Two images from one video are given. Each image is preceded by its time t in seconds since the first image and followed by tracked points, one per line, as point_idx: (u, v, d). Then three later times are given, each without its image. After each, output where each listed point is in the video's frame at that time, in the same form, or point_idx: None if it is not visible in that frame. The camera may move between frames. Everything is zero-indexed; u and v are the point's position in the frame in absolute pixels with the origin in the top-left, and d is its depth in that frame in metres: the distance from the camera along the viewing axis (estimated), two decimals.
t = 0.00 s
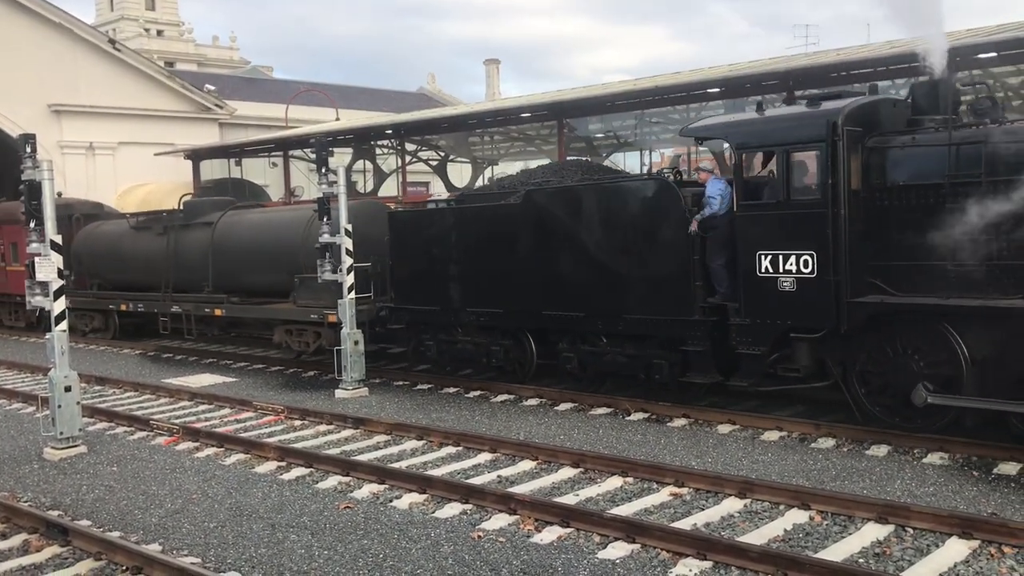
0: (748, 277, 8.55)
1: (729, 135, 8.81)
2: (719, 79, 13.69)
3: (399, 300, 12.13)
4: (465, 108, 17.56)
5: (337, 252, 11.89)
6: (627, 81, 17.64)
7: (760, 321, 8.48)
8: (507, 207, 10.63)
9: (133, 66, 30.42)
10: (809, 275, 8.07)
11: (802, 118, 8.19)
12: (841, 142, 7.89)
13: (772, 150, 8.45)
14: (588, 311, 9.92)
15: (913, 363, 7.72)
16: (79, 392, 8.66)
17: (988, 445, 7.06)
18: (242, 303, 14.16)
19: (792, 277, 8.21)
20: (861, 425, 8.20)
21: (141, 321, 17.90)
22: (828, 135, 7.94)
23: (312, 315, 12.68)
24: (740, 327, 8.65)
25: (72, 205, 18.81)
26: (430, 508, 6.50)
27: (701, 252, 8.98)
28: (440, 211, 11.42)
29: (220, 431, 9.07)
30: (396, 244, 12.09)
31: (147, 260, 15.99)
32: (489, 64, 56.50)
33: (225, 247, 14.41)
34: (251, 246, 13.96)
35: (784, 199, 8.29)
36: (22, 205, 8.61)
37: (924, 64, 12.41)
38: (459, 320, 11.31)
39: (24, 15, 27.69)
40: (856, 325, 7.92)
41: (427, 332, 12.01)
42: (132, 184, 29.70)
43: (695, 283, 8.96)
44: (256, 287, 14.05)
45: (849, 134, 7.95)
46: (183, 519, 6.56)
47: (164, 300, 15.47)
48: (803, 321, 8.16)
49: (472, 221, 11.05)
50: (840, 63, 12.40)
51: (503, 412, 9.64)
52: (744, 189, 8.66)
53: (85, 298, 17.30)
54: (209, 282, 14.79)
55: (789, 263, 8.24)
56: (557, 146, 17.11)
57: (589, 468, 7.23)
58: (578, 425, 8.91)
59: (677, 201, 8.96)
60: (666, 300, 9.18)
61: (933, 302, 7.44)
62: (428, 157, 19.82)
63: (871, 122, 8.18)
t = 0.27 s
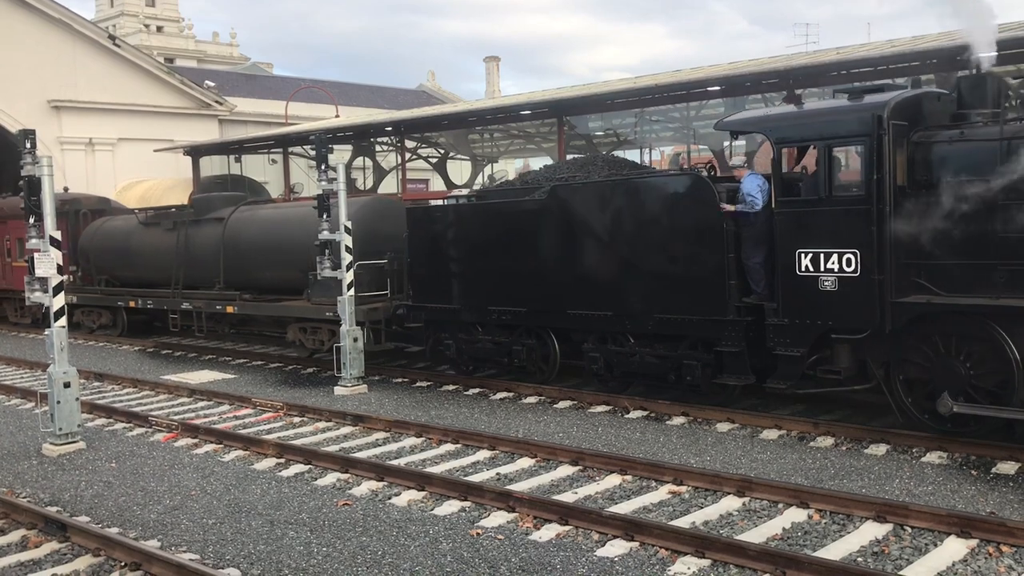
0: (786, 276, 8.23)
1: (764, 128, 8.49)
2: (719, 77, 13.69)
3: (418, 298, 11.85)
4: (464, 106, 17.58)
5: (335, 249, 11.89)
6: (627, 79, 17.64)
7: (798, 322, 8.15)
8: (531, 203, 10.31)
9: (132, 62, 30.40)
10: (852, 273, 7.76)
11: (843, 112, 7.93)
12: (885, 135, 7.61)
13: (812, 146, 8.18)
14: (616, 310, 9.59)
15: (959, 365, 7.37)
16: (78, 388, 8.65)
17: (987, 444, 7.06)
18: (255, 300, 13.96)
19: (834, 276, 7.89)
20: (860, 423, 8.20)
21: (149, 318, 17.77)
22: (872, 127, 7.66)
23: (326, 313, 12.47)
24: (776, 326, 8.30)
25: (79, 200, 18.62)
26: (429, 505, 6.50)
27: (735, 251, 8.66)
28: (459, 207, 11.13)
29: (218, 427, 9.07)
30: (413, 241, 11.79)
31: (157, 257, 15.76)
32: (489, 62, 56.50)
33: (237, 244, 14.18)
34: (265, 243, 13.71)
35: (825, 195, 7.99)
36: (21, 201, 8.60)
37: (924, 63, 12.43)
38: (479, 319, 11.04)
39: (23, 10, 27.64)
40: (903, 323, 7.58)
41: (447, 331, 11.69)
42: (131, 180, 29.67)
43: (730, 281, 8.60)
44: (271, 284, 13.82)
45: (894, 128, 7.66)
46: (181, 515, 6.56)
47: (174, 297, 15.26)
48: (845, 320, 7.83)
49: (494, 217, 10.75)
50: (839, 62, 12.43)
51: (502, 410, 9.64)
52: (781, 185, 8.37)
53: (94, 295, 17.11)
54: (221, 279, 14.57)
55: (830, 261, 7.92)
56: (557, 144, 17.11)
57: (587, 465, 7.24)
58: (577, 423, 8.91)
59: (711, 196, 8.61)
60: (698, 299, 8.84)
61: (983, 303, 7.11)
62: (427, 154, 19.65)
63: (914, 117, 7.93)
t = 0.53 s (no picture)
0: (828, 275, 7.90)
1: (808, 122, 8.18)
2: (719, 75, 13.68)
3: (439, 297, 11.61)
4: (464, 103, 17.58)
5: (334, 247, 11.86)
6: (627, 77, 17.63)
7: (839, 323, 7.82)
8: (558, 199, 10.02)
9: (132, 59, 30.35)
10: (899, 272, 7.40)
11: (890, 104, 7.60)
12: (935, 128, 7.25)
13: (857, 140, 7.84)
14: (645, 310, 9.32)
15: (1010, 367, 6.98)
16: (77, 385, 8.64)
17: (985, 443, 7.07)
18: (268, 297, 13.69)
19: (879, 275, 7.54)
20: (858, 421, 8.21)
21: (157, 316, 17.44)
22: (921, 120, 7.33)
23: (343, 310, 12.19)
24: (816, 327, 7.99)
25: (86, 196, 18.24)
26: (428, 502, 6.50)
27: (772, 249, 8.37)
28: (483, 204, 10.85)
29: (217, 425, 9.07)
30: (434, 238, 11.53)
31: (169, 254, 15.46)
32: (488, 59, 56.46)
33: (251, 240, 13.94)
34: (280, 238, 13.47)
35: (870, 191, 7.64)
36: (20, 197, 8.58)
37: (923, 61, 12.44)
38: (503, 318, 10.80)
39: (22, 6, 27.58)
40: (951, 325, 7.18)
41: (468, 331, 11.44)
42: (131, 177, 29.65)
43: (766, 279, 8.31)
44: (285, 280, 13.56)
45: (944, 121, 7.29)
46: (180, 512, 6.56)
47: (184, 294, 14.84)
48: (890, 321, 7.48)
49: (519, 214, 10.47)
50: (839, 60, 12.42)
51: (501, 408, 9.64)
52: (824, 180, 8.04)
53: (101, 292, 16.75)
54: (233, 276, 14.30)
55: (876, 259, 7.57)
56: (557, 142, 17.10)
57: (586, 463, 7.24)
58: (576, 421, 8.91)
59: (748, 193, 8.32)
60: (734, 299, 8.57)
61: None
62: (427, 152, 19.73)
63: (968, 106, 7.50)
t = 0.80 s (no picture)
0: (872, 274, 7.62)
1: (846, 115, 7.87)
2: (718, 73, 13.66)
3: (461, 296, 11.46)
4: (462, 102, 17.57)
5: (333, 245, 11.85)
6: (625, 76, 17.63)
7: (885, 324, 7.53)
8: (587, 197, 9.83)
9: (131, 58, 30.34)
10: (948, 270, 7.10)
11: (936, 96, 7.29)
12: (986, 121, 6.93)
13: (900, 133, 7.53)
14: (680, 310, 9.14)
15: None
16: (76, 384, 8.64)
17: (984, 441, 7.07)
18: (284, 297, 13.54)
19: (928, 274, 7.23)
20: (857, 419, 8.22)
21: (165, 316, 17.34)
22: (973, 112, 7.00)
23: (360, 311, 12.04)
24: (858, 327, 7.73)
25: (93, 195, 18.16)
26: (427, 501, 6.50)
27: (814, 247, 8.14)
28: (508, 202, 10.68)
29: (217, 424, 9.07)
30: (456, 236, 11.37)
31: (178, 253, 15.29)
32: (488, 58, 56.42)
33: (263, 240, 13.79)
34: (294, 238, 13.33)
35: (917, 186, 7.32)
36: (19, 197, 8.57)
37: (922, 59, 12.43)
38: (529, 318, 10.62)
39: (21, 6, 27.55)
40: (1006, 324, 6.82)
41: (490, 330, 11.28)
42: (130, 176, 29.63)
43: (808, 277, 8.09)
44: (301, 279, 13.43)
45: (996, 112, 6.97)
46: (180, 512, 6.56)
47: (196, 294, 14.76)
48: (939, 320, 7.18)
49: (546, 212, 10.28)
50: (838, 58, 12.41)
51: (500, 406, 9.63)
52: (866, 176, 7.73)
53: (110, 293, 16.62)
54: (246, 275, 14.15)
55: (923, 257, 7.26)
56: (555, 140, 17.08)
57: (586, 462, 7.24)
58: (576, 419, 8.91)
59: (786, 191, 8.14)
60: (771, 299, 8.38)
61: None
62: (426, 151, 19.68)
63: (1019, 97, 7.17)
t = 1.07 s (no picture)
0: (921, 273, 7.39)
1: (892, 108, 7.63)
2: (717, 71, 13.65)
3: (483, 296, 11.23)
4: (461, 101, 17.57)
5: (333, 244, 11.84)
6: (625, 74, 17.63)
7: (934, 324, 7.31)
8: (616, 193, 9.55)
9: (130, 58, 30.32)
10: (1002, 268, 6.87)
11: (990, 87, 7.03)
12: None
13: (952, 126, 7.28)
14: (712, 310, 8.88)
15: None
16: (76, 384, 8.63)
17: (984, 438, 7.08)
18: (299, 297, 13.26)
19: (980, 272, 7.01)
20: (858, 417, 8.21)
21: (176, 317, 17.08)
22: None
23: (378, 312, 11.74)
24: (905, 327, 7.51)
25: (101, 194, 17.91)
26: (428, 501, 6.50)
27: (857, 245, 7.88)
28: (533, 199, 10.42)
29: (217, 424, 9.07)
30: (478, 234, 11.12)
31: (189, 253, 15.02)
32: (487, 57, 56.38)
33: (277, 238, 13.51)
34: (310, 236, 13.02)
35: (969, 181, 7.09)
36: (18, 197, 8.56)
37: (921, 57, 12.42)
38: (553, 318, 10.39)
39: (19, 6, 27.53)
40: None
41: (514, 331, 11.10)
42: (130, 176, 29.60)
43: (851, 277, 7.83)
44: (317, 279, 13.13)
45: None
46: (181, 512, 6.56)
47: (207, 295, 14.49)
48: (992, 321, 6.96)
49: (572, 209, 10.02)
50: (837, 56, 12.40)
51: (500, 406, 9.63)
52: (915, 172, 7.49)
53: (119, 293, 16.37)
54: (260, 275, 13.88)
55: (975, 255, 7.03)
56: (555, 139, 17.06)
57: (586, 460, 7.24)
58: (576, 418, 8.91)
59: (829, 185, 7.84)
60: (812, 298, 8.09)
61: None
62: (426, 150, 19.66)
63: None
